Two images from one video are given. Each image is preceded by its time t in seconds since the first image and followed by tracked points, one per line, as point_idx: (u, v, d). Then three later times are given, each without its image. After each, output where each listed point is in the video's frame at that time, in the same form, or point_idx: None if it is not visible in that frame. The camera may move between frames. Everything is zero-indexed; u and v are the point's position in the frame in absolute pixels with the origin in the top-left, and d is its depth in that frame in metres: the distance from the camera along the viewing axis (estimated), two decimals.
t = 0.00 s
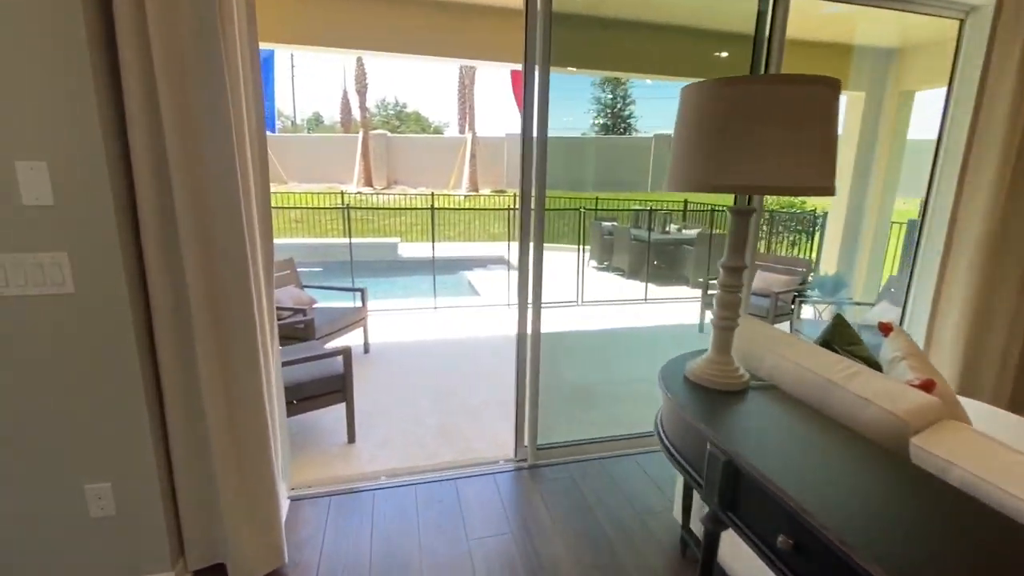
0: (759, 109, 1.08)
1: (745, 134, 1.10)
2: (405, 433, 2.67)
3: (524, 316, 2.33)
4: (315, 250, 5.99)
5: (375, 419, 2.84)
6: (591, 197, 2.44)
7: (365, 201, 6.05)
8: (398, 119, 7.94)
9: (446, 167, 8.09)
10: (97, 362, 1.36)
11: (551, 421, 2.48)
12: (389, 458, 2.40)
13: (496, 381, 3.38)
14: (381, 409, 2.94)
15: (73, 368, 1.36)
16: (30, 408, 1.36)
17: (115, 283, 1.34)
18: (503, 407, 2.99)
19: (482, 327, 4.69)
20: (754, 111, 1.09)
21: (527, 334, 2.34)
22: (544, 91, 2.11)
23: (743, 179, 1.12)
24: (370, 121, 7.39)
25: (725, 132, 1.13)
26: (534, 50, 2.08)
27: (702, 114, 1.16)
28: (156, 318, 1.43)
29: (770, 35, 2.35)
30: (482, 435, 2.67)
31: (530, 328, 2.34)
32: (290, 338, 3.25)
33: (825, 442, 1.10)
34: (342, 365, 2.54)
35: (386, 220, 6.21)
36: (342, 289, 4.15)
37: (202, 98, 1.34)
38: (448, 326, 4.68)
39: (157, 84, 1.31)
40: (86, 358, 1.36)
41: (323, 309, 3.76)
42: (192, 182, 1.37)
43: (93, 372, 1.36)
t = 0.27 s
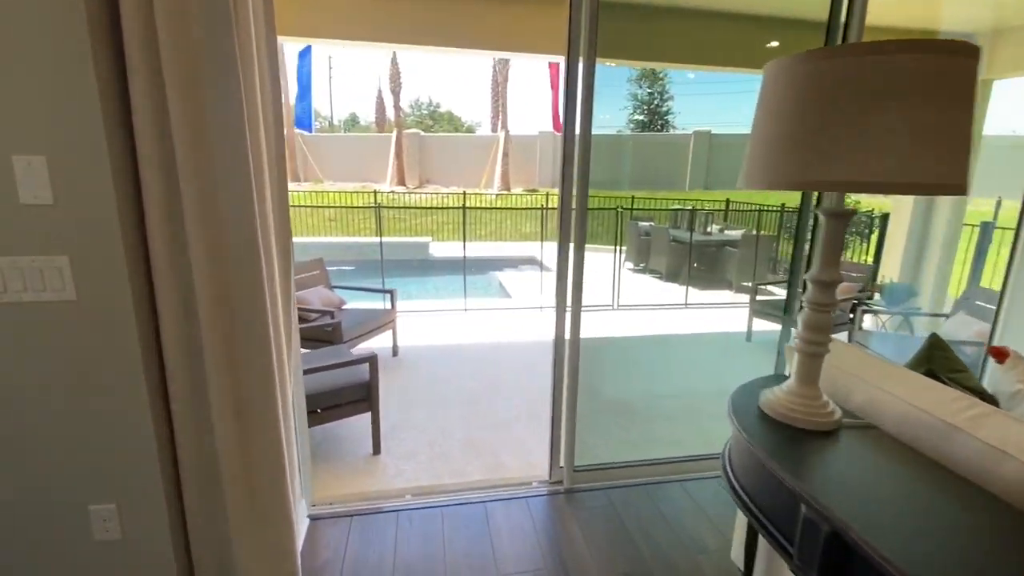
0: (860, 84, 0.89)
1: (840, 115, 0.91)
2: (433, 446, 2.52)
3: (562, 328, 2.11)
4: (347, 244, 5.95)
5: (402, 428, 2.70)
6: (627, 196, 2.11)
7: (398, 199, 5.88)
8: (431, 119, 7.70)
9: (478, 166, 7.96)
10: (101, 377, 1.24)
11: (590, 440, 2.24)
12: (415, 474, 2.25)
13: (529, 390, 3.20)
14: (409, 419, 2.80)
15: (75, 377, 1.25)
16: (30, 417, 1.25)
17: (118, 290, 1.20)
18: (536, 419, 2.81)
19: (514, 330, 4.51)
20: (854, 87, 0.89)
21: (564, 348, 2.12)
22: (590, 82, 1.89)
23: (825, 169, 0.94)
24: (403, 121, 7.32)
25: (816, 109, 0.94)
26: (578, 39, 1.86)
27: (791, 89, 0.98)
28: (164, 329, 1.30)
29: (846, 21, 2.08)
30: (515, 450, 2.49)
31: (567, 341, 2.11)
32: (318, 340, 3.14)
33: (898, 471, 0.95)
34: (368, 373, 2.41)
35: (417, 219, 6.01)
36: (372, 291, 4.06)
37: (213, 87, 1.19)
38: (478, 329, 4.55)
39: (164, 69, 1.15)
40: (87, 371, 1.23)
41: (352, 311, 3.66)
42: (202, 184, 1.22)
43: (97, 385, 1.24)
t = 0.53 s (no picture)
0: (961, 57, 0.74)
1: (936, 100, 0.75)
2: (451, 465, 2.36)
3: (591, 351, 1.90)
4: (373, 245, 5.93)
5: (421, 443, 2.55)
6: (660, 196, 1.79)
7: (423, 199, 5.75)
8: (459, 119, 7.46)
9: (506, 167, 7.81)
10: (89, 403, 1.14)
11: (624, 469, 2.02)
12: (431, 498, 2.09)
13: (556, 405, 3.01)
14: (428, 434, 2.64)
15: (52, 406, 1.12)
16: (5, 446, 1.14)
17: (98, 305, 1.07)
18: (563, 437, 2.61)
19: (542, 338, 4.33)
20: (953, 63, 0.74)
21: (593, 373, 1.90)
22: (630, 77, 1.66)
23: (914, 166, 0.77)
24: (431, 121, 7.21)
25: (908, 94, 0.78)
26: (616, 31, 1.64)
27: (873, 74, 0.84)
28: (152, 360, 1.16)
29: (929, 2, 1.76)
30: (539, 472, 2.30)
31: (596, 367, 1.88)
32: (336, 347, 3.02)
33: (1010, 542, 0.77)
34: (383, 387, 2.27)
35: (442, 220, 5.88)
36: (394, 295, 3.93)
37: (202, 89, 1.03)
38: (503, 335, 4.39)
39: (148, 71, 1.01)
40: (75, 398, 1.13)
41: (373, 316, 3.54)
42: (190, 200, 1.07)
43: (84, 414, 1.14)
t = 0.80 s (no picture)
0: None
1: None
2: (469, 487, 2.21)
3: (622, 376, 1.70)
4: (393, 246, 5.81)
5: (437, 460, 2.42)
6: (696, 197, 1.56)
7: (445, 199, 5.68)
8: (482, 119, 7.35)
9: (528, 165, 7.66)
10: (59, 448, 1.00)
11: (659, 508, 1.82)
12: (447, 526, 1.95)
13: (579, 419, 2.85)
14: (445, 450, 2.51)
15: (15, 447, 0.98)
16: None
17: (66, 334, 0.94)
18: (587, 458, 2.44)
19: (564, 344, 4.17)
20: None
21: (624, 400, 1.70)
22: (670, 75, 1.42)
23: None
24: (453, 121, 7.10)
25: None
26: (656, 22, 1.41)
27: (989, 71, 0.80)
28: (136, 403, 1.05)
29: None
30: (563, 497, 2.13)
31: (627, 393, 1.69)
32: (352, 356, 2.92)
33: None
34: (397, 404, 2.13)
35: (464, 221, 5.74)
36: (412, 300, 3.80)
37: (184, 100, 0.91)
38: (524, 341, 4.23)
39: (123, 76, 0.89)
40: (42, 442, 0.99)
41: (390, 322, 3.42)
42: (173, 228, 0.96)
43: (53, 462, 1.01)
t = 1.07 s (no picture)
0: None
1: None
2: (490, 511, 2.04)
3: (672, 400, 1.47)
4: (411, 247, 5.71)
5: (456, 479, 2.26)
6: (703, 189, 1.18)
7: (460, 198, 5.64)
8: (499, 118, 7.05)
9: (546, 164, 7.49)
10: None
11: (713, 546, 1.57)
12: (469, 556, 1.78)
13: (605, 434, 2.67)
14: (463, 468, 2.34)
15: None
16: None
17: None
18: (617, 481, 2.24)
19: (585, 350, 4.01)
20: None
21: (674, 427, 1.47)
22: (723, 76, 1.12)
23: None
24: (470, 120, 6.95)
25: None
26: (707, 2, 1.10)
27: None
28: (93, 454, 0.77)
29: None
30: (594, 526, 1.94)
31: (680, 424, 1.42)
32: (367, 365, 2.78)
33: None
34: (413, 419, 1.99)
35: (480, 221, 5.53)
36: (428, 305, 3.64)
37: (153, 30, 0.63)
38: (543, 348, 4.08)
39: None
40: None
41: (406, 328, 3.28)
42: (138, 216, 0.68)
43: None
